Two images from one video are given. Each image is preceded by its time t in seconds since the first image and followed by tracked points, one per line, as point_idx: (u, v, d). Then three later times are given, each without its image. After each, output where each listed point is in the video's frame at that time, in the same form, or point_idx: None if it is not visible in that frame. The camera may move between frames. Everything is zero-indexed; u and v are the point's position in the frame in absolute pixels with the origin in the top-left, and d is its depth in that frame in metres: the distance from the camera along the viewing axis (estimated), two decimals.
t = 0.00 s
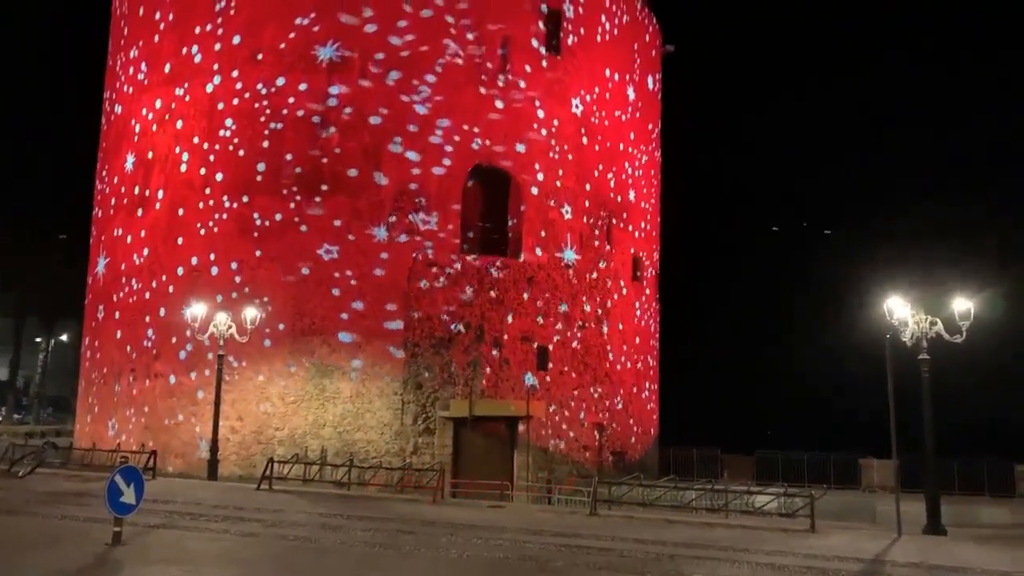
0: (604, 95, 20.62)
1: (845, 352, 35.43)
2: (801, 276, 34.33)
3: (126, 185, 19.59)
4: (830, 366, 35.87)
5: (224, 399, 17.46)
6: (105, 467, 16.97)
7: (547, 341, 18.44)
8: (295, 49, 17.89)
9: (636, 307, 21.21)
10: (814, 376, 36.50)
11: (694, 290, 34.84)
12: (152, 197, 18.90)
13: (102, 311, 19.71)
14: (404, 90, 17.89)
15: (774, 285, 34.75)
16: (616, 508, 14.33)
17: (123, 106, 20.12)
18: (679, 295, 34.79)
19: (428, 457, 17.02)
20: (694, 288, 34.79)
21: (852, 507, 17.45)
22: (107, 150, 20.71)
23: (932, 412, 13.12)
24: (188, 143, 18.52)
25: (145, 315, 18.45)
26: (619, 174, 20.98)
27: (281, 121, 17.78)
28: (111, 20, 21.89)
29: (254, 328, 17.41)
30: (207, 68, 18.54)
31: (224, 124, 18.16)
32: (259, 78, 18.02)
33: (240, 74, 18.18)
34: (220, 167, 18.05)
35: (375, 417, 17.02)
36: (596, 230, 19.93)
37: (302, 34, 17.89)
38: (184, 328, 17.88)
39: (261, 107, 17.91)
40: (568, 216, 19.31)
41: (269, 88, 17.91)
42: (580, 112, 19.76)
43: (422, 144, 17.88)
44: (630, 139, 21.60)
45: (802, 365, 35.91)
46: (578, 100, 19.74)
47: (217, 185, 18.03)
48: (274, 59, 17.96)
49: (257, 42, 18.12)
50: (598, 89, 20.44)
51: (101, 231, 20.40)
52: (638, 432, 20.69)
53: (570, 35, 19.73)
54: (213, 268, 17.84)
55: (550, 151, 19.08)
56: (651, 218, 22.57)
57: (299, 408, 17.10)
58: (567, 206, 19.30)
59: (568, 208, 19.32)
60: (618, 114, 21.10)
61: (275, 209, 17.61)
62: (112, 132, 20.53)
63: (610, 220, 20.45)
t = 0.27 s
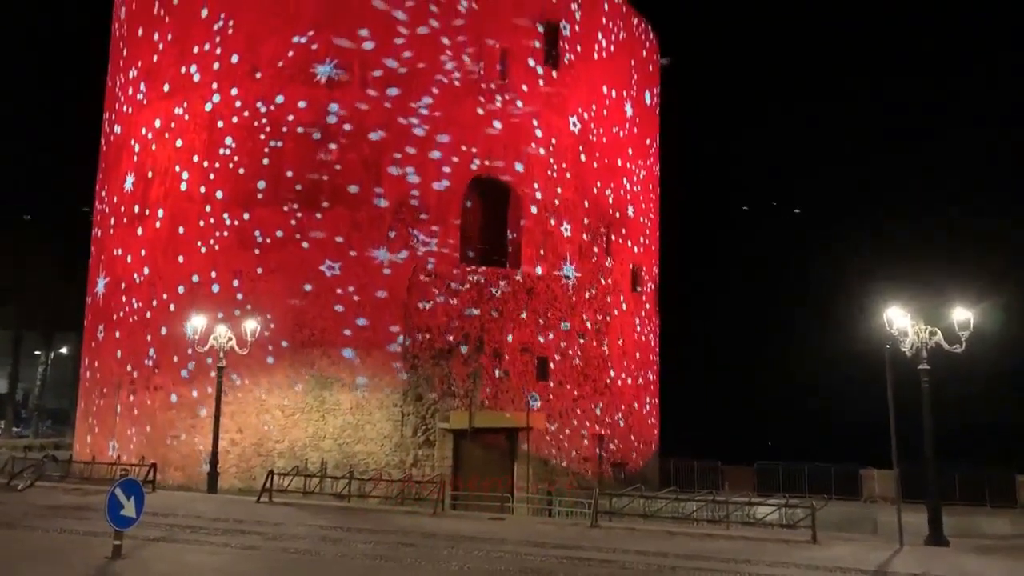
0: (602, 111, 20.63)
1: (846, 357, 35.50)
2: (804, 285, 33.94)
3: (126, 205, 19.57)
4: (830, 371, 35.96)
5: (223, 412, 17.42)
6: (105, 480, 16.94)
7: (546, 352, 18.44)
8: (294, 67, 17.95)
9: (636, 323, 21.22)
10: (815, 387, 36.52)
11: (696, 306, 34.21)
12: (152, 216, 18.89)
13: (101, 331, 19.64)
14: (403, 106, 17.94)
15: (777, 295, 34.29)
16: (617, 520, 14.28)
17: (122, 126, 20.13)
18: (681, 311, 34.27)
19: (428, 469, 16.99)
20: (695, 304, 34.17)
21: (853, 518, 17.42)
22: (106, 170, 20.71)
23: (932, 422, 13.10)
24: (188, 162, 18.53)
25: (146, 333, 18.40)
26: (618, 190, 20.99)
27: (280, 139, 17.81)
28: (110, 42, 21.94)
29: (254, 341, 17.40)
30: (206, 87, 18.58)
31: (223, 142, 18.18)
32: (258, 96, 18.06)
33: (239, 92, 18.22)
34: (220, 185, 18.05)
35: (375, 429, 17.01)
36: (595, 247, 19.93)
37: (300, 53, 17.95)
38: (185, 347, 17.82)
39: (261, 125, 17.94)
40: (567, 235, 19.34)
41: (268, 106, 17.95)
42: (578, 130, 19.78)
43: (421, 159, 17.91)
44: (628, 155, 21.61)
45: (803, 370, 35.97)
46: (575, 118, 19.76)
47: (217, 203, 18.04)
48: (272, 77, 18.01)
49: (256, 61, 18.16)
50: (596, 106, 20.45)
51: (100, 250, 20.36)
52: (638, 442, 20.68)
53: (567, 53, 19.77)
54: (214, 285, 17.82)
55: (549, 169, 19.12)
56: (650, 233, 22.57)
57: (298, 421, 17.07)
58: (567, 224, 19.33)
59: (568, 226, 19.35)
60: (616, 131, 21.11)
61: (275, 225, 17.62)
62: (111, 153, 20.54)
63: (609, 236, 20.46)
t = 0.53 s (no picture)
0: (605, 125, 20.60)
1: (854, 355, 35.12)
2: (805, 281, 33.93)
3: (131, 222, 19.59)
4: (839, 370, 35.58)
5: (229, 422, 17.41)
6: (111, 491, 16.95)
7: (551, 360, 18.43)
8: (297, 82, 18.00)
9: (641, 336, 21.19)
10: (822, 396, 36.44)
11: (696, 303, 34.45)
12: (157, 233, 18.90)
13: (107, 349, 19.59)
14: (405, 117, 17.98)
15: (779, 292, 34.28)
16: (624, 530, 14.22)
17: (127, 144, 20.18)
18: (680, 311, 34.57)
19: (433, 478, 16.97)
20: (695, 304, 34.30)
21: (860, 527, 17.34)
22: (111, 188, 20.72)
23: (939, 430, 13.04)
24: (193, 178, 18.56)
25: (152, 350, 18.36)
26: (622, 204, 20.96)
27: (285, 154, 17.85)
28: (115, 60, 22.03)
29: (260, 351, 17.40)
30: (211, 103, 18.63)
31: (228, 158, 18.22)
32: (263, 111, 18.10)
33: (243, 108, 18.27)
34: (226, 201, 18.08)
35: (381, 438, 16.99)
36: (600, 261, 19.91)
37: (303, 68, 18.01)
38: (193, 363, 17.79)
39: (265, 141, 17.98)
40: (572, 251, 19.31)
41: (273, 121, 17.99)
42: (581, 145, 19.77)
43: (425, 171, 17.94)
44: (632, 168, 21.57)
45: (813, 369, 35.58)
46: (579, 133, 19.75)
47: (222, 218, 18.06)
48: (276, 92, 18.07)
49: (259, 74, 18.22)
50: (599, 120, 20.43)
51: (105, 268, 20.35)
52: (644, 451, 20.63)
53: (569, 68, 19.78)
54: (221, 301, 17.81)
55: (553, 184, 19.12)
56: (654, 245, 22.53)
57: (304, 431, 17.06)
58: (571, 240, 19.32)
59: (572, 242, 19.34)
60: (620, 144, 21.08)
61: (281, 239, 17.64)
62: (116, 171, 20.58)
63: (614, 250, 20.44)
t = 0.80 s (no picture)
0: (611, 138, 20.56)
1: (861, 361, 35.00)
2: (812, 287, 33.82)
3: (139, 238, 19.64)
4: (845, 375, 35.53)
5: (237, 429, 17.43)
6: (119, 499, 16.99)
7: (558, 369, 18.41)
8: (303, 96, 18.07)
9: (649, 348, 21.15)
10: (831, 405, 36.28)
11: (703, 309, 34.41)
12: (165, 248, 18.95)
13: (116, 364, 19.58)
14: (411, 130, 18.01)
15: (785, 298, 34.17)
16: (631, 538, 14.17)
17: (135, 160, 20.25)
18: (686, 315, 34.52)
19: (441, 487, 16.94)
20: (700, 310, 34.25)
21: (869, 535, 17.25)
22: (119, 205, 20.79)
23: (949, 438, 12.96)
24: (201, 193, 18.61)
25: (162, 366, 18.36)
26: (628, 216, 20.92)
27: (293, 168, 17.90)
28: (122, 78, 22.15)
29: (267, 360, 17.43)
30: (218, 118, 18.70)
31: (236, 172, 18.27)
32: (270, 126, 18.17)
33: (250, 122, 18.34)
34: (233, 215, 18.13)
35: (388, 446, 16.98)
36: (607, 275, 19.87)
37: (309, 82, 18.08)
38: (202, 377, 17.78)
39: (273, 154, 18.04)
40: (579, 265, 19.29)
41: (279, 135, 18.06)
42: (587, 159, 19.76)
43: (432, 183, 17.97)
44: (638, 180, 21.53)
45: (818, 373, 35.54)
46: (584, 147, 19.75)
47: (231, 232, 18.11)
48: (283, 106, 18.14)
49: (267, 84, 18.31)
50: (605, 133, 20.41)
51: (113, 284, 20.39)
52: (652, 459, 20.57)
53: (574, 82, 19.78)
54: (230, 314, 17.84)
55: (559, 199, 19.11)
56: (661, 256, 22.48)
57: (311, 439, 17.07)
58: (578, 254, 19.29)
59: (579, 256, 19.31)
60: (625, 156, 21.04)
61: (290, 253, 17.67)
62: (124, 187, 20.65)
63: (621, 263, 20.42)
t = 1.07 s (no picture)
0: (617, 152, 20.53)
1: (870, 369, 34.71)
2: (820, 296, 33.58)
3: (148, 254, 19.67)
4: (854, 385, 35.26)
5: (245, 439, 17.45)
6: (128, 509, 17.02)
7: (565, 377, 18.39)
8: (309, 111, 18.14)
9: (657, 362, 21.10)
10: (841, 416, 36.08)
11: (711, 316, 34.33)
12: (174, 264, 18.98)
13: (125, 381, 19.56)
14: (418, 144, 18.05)
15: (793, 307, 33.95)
16: (640, 548, 14.10)
17: (144, 177, 20.31)
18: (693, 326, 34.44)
19: (449, 496, 16.91)
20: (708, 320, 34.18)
21: (880, 545, 17.14)
22: (127, 222, 20.84)
23: (959, 447, 12.86)
24: (209, 209, 18.66)
25: (171, 382, 18.35)
26: (635, 229, 20.87)
27: (300, 183, 17.95)
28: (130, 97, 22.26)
29: (274, 370, 17.45)
30: (225, 134, 18.77)
31: (244, 187, 18.32)
32: (277, 141, 18.23)
33: (257, 138, 18.41)
34: (242, 230, 18.17)
35: (396, 456, 16.96)
36: (614, 289, 19.84)
37: (315, 97, 18.15)
38: (212, 393, 17.78)
39: (280, 170, 18.09)
40: (586, 280, 19.25)
41: (287, 150, 18.12)
42: (593, 173, 19.74)
43: (439, 195, 17.99)
44: (644, 193, 21.48)
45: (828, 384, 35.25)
46: (590, 162, 19.73)
47: (240, 248, 18.14)
48: (290, 122, 18.21)
49: (275, 95, 18.40)
50: (610, 148, 20.38)
51: (122, 301, 20.41)
52: (660, 469, 20.51)
53: (579, 97, 19.78)
54: (240, 328, 17.86)
55: (565, 215, 19.09)
56: (668, 268, 22.43)
57: (319, 449, 17.07)
58: (585, 269, 19.27)
59: (586, 270, 19.29)
60: (631, 170, 20.99)
61: (299, 267, 17.70)
62: (132, 204, 20.71)
63: (629, 276, 20.38)
